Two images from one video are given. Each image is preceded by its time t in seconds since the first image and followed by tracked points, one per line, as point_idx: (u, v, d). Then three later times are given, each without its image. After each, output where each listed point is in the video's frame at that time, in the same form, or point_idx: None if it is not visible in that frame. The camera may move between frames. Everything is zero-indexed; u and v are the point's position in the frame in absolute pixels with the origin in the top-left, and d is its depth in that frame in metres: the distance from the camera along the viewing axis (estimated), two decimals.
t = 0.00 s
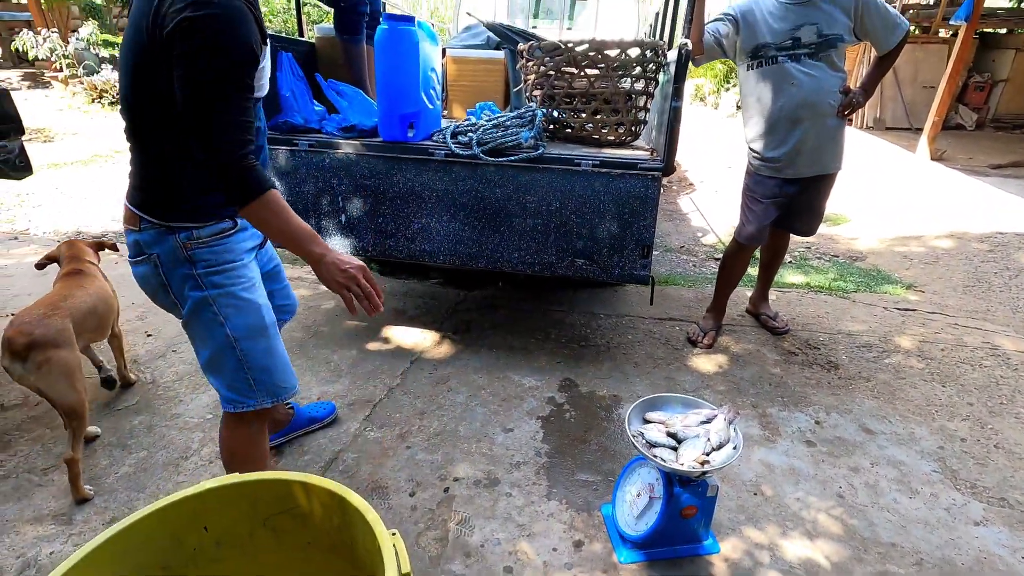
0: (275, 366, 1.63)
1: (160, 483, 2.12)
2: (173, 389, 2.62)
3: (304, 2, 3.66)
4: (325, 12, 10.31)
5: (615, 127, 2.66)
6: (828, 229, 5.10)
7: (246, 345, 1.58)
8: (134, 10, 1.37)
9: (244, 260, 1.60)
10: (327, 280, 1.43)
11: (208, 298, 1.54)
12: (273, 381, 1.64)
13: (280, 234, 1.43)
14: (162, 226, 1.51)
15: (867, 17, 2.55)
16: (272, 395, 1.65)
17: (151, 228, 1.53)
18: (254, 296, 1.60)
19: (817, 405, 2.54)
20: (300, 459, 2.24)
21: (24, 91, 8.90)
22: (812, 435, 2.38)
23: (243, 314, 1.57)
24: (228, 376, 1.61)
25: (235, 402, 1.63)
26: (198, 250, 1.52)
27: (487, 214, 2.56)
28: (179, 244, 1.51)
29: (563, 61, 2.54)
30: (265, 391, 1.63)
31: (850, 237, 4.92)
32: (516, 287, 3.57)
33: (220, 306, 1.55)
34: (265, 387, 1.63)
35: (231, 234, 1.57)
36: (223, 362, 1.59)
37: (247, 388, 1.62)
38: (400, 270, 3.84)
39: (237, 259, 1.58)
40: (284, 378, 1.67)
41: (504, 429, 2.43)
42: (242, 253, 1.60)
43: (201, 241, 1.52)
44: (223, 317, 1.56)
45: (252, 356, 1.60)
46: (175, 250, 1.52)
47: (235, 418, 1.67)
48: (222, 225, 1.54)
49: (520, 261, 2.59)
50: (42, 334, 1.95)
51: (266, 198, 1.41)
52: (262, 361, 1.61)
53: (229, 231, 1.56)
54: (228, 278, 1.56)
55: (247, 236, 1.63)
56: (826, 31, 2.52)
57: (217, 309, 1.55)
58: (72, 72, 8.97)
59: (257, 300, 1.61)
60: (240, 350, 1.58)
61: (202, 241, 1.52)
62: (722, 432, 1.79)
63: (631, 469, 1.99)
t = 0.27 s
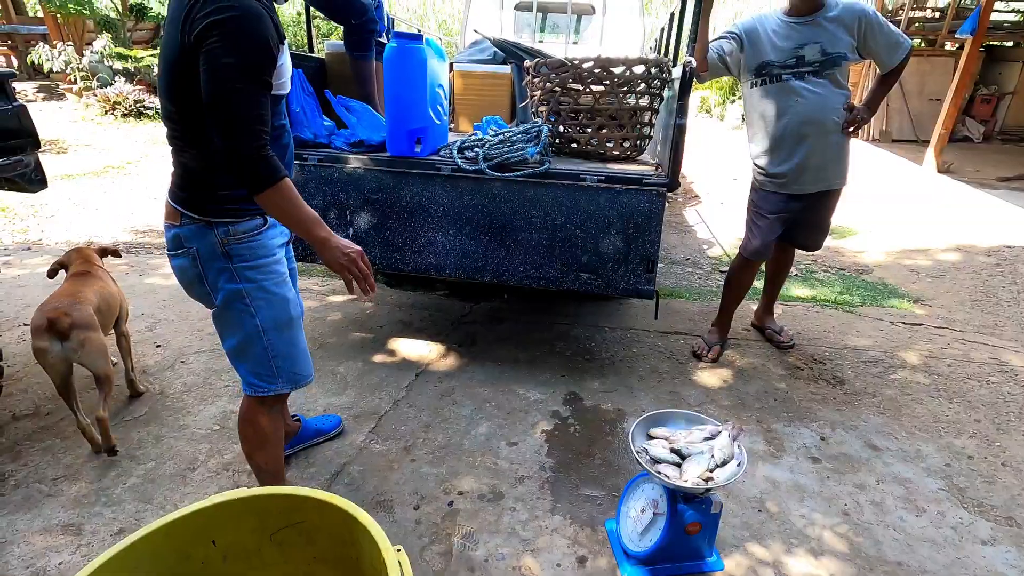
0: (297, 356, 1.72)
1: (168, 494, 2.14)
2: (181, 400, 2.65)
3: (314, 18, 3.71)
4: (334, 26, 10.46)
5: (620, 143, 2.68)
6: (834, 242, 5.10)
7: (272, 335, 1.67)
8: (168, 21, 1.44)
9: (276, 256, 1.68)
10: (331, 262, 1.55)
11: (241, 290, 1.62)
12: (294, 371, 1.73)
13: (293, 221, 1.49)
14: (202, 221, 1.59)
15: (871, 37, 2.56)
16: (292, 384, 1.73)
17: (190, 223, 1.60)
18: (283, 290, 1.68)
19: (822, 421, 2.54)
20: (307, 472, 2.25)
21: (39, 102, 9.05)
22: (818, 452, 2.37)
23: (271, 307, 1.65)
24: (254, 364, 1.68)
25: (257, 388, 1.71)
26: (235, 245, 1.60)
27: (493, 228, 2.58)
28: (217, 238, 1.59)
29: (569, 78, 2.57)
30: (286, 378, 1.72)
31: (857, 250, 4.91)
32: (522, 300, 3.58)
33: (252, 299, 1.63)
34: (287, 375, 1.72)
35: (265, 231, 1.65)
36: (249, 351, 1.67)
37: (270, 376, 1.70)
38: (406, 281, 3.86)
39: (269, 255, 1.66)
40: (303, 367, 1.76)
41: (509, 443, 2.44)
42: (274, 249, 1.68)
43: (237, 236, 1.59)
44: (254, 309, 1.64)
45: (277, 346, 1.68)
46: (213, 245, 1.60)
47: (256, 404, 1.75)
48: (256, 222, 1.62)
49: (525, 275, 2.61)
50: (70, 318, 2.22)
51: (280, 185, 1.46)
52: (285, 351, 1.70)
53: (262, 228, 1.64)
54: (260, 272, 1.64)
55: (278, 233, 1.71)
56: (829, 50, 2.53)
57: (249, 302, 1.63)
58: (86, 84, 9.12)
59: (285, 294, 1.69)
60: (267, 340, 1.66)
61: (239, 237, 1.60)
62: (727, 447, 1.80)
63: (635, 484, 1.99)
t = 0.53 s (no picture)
0: (310, 357, 1.76)
1: (178, 499, 2.17)
2: (191, 407, 2.69)
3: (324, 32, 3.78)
4: (344, 38, 10.60)
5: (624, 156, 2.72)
6: (840, 252, 5.11)
7: (287, 334, 1.70)
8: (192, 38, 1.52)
9: (295, 259, 1.73)
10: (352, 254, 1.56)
11: (260, 289, 1.66)
12: (307, 371, 1.76)
13: (309, 215, 1.52)
14: (227, 223, 1.65)
15: (872, 53, 2.59)
16: (304, 383, 1.76)
17: (216, 224, 1.66)
18: (300, 291, 1.72)
19: (825, 432, 2.55)
20: (313, 479, 2.29)
21: (54, 113, 9.21)
22: (820, 463, 2.38)
23: (287, 306, 1.69)
24: (269, 362, 1.72)
25: (271, 385, 1.74)
26: (256, 246, 1.64)
27: (498, 239, 2.62)
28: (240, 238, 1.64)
29: (573, 92, 2.62)
30: (299, 376, 1.75)
31: (863, 261, 4.92)
32: (527, 310, 3.61)
33: (269, 297, 1.67)
34: (299, 375, 1.75)
35: (285, 234, 1.70)
36: (265, 348, 1.71)
37: (283, 373, 1.73)
38: (413, 291, 3.91)
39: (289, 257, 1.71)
40: (315, 367, 1.79)
41: (513, 452, 2.46)
42: (293, 252, 1.72)
43: (259, 237, 1.64)
44: (271, 307, 1.68)
45: (291, 346, 1.72)
46: (236, 245, 1.65)
47: (269, 400, 1.78)
48: (278, 225, 1.67)
49: (529, 285, 2.65)
50: (99, 309, 2.40)
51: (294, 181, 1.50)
52: (299, 350, 1.73)
53: (284, 231, 1.69)
54: (279, 273, 1.68)
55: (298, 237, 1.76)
56: (831, 66, 2.56)
57: (267, 300, 1.67)
58: (100, 95, 9.28)
59: (302, 295, 1.73)
60: (282, 338, 1.70)
61: (261, 237, 1.64)
62: (727, 458, 1.82)
63: (637, 494, 2.01)
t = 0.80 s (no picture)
0: (319, 358, 1.79)
1: (186, 502, 2.21)
2: (200, 411, 2.74)
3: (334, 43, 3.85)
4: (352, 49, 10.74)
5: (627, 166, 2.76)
6: (845, 262, 5.11)
7: (298, 335, 1.74)
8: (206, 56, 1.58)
9: (308, 263, 1.76)
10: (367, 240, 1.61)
11: (272, 292, 1.71)
12: (315, 372, 1.79)
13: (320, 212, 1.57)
14: (244, 228, 1.70)
15: (873, 66, 2.62)
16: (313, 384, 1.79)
17: (235, 229, 1.72)
18: (312, 294, 1.76)
19: (827, 441, 2.56)
20: (320, 483, 2.31)
21: (68, 121, 9.36)
22: (822, 472, 2.39)
23: (299, 309, 1.73)
24: (279, 362, 1.76)
25: (281, 384, 1.78)
26: (271, 251, 1.69)
27: (502, 248, 2.65)
28: (256, 243, 1.68)
29: (578, 104, 2.66)
30: (307, 377, 1.78)
31: (868, 271, 4.92)
32: (531, 317, 3.64)
33: (281, 300, 1.71)
34: (308, 376, 1.78)
35: (300, 239, 1.73)
36: (276, 348, 1.75)
37: (293, 373, 1.77)
38: (419, 299, 3.95)
39: (302, 261, 1.75)
40: (325, 368, 1.82)
41: (516, 458, 2.49)
42: (306, 256, 1.76)
43: (275, 242, 1.69)
44: (282, 309, 1.72)
45: (301, 347, 1.75)
46: (252, 249, 1.70)
47: (279, 400, 1.81)
48: (293, 231, 1.72)
49: (533, 293, 2.68)
50: (112, 293, 2.64)
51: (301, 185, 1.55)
52: (309, 351, 1.77)
53: (298, 237, 1.73)
54: (292, 277, 1.72)
55: (313, 242, 1.80)
56: (832, 79, 2.59)
57: (279, 302, 1.71)
58: (113, 104, 9.43)
59: (313, 298, 1.76)
60: (292, 339, 1.74)
61: (275, 242, 1.69)
62: (727, 465, 1.84)
63: (639, 501, 2.03)
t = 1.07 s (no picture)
0: (321, 361, 1.81)
1: (189, 505, 2.23)
2: (203, 414, 2.76)
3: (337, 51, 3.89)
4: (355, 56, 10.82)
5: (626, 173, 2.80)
6: (845, 268, 5.13)
7: (301, 339, 1.76)
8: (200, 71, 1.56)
9: (312, 268, 1.78)
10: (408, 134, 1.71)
11: (276, 297, 1.73)
12: (318, 376, 1.81)
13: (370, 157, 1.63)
14: (249, 233, 1.71)
15: (870, 75, 2.65)
16: (315, 387, 1.82)
17: (240, 234, 1.73)
18: (315, 299, 1.78)
19: (826, 447, 2.58)
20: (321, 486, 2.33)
21: (74, 128, 9.44)
22: (820, 477, 2.41)
23: (301, 314, 1.75)
24: (283, 364, 1.79)
25: (285, 386, 1.80)
26: (274, 256, 1.70)
27: (503, 254, 2.68)
28: (261, 248, 1.70)
29: (578, 112, 2.70)
30: (311, 379, 1.80)
31: (869, 277, 4.94)
32: (532, 323, 3.66)
33: (285, 305, 1.73)
34: (310, 379, 1.80)
35: (303, 245, 1.74)
36: (280, 351, 1.78)
37: (296, 376, 1.79)
38: (421, 304, 3.97)
39: (306, 266, 1.76)
40: (328, 371, 1.84)
41: (516, 462, 2.50)
42: (310, 262, 1.77)
43: (279, 247, 1.70)
44: (286, 314, 1.74)
45: (304, 351, 1.77)
46: (257, 254, 1.71)
47: (285, 401, 1.85)
48: (297, 236, 1.73)
49: (533, 299, 2.71)
50: (121, 287, 2.80)
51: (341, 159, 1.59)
52: (312, 355, 1.79)
53: (302, 243, 1.74)
54: (296, 281, 1.74)
55: (318, 246, 1.81)
56: (829, 87, 2.62)
57: (282, 307, 1.73)
58: (119, 111, 9.51)
59: (316, 302, 1.78)
60: (296, 343, 1.76)
61: (279, 248, 1.70)
62: (725, 469, 1.86)
63: (638, 505, 2.05)
